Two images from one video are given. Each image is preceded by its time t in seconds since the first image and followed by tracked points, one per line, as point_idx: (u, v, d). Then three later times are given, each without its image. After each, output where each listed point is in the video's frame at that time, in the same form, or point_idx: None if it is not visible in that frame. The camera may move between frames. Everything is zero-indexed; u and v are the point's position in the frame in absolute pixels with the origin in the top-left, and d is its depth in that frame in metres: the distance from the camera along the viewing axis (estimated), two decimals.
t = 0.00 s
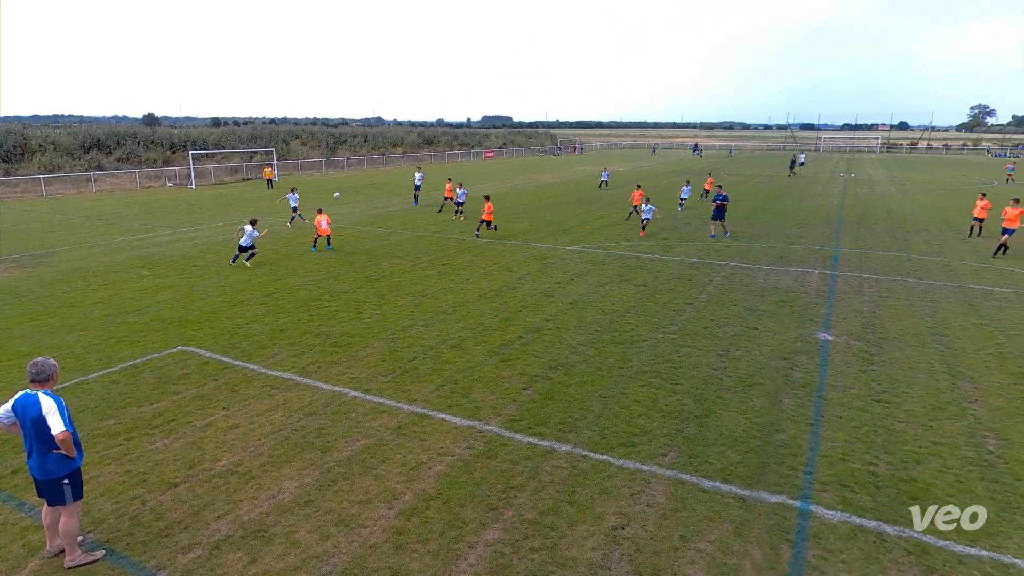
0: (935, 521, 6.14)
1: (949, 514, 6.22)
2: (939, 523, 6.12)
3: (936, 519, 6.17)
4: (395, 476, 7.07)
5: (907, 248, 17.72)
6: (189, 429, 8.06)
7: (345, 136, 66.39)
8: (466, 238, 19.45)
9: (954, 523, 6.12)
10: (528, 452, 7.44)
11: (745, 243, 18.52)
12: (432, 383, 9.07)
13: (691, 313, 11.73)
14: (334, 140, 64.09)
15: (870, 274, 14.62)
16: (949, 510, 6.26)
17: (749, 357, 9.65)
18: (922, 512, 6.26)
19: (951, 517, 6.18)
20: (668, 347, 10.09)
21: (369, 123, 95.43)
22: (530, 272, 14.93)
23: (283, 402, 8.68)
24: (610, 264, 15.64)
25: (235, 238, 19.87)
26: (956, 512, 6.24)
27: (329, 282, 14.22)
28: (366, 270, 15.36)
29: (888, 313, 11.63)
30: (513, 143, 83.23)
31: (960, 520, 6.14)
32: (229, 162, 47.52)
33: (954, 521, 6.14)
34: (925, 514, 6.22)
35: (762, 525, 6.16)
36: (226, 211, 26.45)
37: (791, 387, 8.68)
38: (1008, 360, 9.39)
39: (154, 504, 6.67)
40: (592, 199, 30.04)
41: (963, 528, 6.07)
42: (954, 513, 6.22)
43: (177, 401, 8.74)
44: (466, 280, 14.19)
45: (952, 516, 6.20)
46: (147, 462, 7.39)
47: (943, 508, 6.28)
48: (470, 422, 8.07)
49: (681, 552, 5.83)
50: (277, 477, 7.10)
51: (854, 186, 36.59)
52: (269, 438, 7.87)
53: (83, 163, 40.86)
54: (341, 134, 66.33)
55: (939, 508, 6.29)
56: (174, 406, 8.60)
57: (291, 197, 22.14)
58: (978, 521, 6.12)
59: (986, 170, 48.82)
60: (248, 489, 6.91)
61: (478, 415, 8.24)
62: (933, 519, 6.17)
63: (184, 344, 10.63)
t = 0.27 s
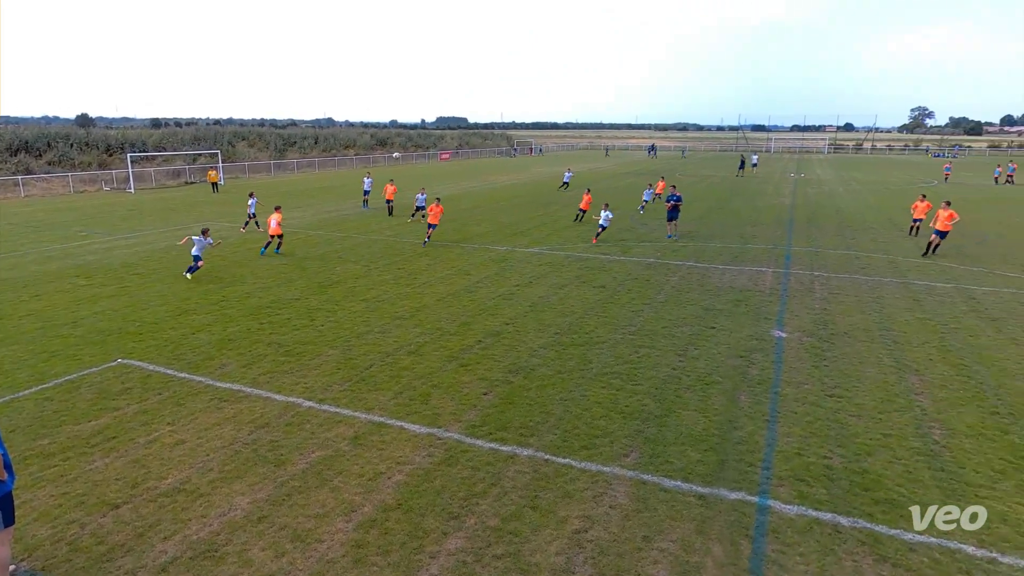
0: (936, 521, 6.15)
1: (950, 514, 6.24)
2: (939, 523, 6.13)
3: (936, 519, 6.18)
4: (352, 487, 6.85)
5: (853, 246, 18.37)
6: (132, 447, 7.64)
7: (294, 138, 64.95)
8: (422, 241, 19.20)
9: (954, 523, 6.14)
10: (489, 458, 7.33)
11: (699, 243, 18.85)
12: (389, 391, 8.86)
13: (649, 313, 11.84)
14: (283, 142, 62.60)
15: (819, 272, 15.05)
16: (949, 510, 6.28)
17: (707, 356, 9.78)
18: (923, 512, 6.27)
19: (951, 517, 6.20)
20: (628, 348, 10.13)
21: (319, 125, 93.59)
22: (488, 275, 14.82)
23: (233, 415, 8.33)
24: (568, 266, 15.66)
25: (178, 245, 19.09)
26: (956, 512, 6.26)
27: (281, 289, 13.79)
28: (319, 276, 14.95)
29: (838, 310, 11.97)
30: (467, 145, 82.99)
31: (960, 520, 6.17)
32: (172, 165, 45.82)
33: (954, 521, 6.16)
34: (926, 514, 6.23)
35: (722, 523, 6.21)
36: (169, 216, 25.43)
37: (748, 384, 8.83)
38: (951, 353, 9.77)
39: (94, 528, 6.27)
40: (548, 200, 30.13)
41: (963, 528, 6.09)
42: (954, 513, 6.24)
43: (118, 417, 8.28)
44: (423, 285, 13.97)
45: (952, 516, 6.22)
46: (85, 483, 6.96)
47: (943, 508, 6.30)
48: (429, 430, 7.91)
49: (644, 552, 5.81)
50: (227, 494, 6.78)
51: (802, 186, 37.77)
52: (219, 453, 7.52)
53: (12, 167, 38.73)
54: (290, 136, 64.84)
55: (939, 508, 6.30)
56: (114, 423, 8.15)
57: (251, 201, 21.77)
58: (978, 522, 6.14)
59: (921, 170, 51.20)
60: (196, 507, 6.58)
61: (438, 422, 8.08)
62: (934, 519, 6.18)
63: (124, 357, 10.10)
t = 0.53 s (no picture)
0: (935, 521, 6.17)
1: (949, 513, 6.26)
2: (939, 523, 6.15)
3: (936, 519, 6.20)
4: (302, 503, 6.57)
5: (797, 245, 18.96)
6: (60, 470, 7.13)
7: (234, 140, 62.94)
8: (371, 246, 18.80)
9: (954, 523, 6.16)
10: (444, 467, 7.16)
11: (650, 244, 19.11)
12: (339, 401, 8.58)
13: (603, 315, 11.88)
14: (222, 145, 60.58)
15: (766, 271, 15.46)
16: (949, 510, 6.30)
17: (660, 356, 9.87)
18: (922, 512, 6.29)
19: (951, 517, 6.22)
20: (582, 351, 10.12)
21: (261, 127, 90.99)
22: (440, 279, 14.61)
23: (172, 432, 7.89)
24: (520, 269, 15.60)
25: (110, 253, 18.12)
26: (956, 512, 6.28)
27: (222, 298, 13.23)
28: (263, 283, 14.43)
29: (785, 307, 12.30)
30: (414, 147, 82.18)
31: (960, 520, 6.18)
32: (101, 169, 43.64)
33: (955, 520, 6.18)
34: (926, 514, 6.25)
35: (679, 522, 6.23)
36: (99, 223, 24.15)
37: (700, 383, 8.93)
38: (892, 347, 10.15)
39: (17, 559, 5.80)
40: (500, 203, 30.05)
41: (963, 527, 6.11)
42: (954, 512, 6.26)
43: (44, 439, 7.73)
44: (372, 291, 13.66)
45: (952, 516, 6.24)
46: (6, 511, 6.44)
47: (943, 508, 6.32)
48: (382, 440, 7.68)
49: (603, 555, 5.77)
50: (167, 515, 6.40)
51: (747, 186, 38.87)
52: (157, 472, 7.10)
53: None
54: (229, 138, 62.79)
55: (939, 508, 6.32)
56: (40, 445, 7.60)
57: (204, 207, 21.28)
58: (978, 521, 6.16)
59: (857, 170, 53.45)
60: (133, 531, 6.17)
61: (391, 431, 7.86)
62: (934, 519, 6.20)
63: (50, 374, 9.46)
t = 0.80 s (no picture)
0: (936, 521, 6.18)
1: (950, 513, 6.27)
2: (940, 523, 6.16)
3: (937, 519, 6.21)
4: (241, 526, 6.19)
5: (739, 245, 19.44)
6: None
7: (160, 144, 60.23)
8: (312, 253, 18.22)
9: (955, 523, 6.17)
10: (392, 481, 6.90)
11: (597, 246, 19.23)
12: (280, 416, 8.18)
13: (551, 319, 11.83)
14: (147, 149, 57.91)
15: (710, 271, 15.76)
16: (949, 510, 6.31)
17: (610, 359, 9.86)
18: (922, 511, 6.30)
19: (951, 517, 6.23)
20: (531, 356, 10.02)
21: (194, 130, 87.42)
22: (384, 286, 14.26)
23: (95, 456, 7.34)
24: (467, 274, 15.40)
25: (24, 265, 16.90)
26: (957, 512, 6.29)
27: (150, 311, 12.50)
28: (195, 295, 13.73)
29: (729, 307, 12.54)
30: (353, 150, 80.70)
31: (960, 520, 6.19)
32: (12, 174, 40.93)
33: (955, 521, 6.19)
34: (926, 514, 6.26)
35: (632, 525, 6.18)
36: (11, 232, 22.54)
37: (650, 385, 8.96)
38: (832, 343, 10.46)
39: None
40: (446, 207, 29.74)
41: (963, 527, 6.12)
42: (954, 513, 6.27)
43: None
44: (313, 300, 13.20)
45: (952, 516, 6.25)
46: None
47: (944, 508, 6.33)
48: (325, 455, 7.36)
49: (557, 563, 5.66)
50: (90, 546, 5.92)
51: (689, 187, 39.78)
52: (78, 500, 6.57)
53: None
54: (155, 142, 60.09)
55: (939, 508, 6.34)
56: None
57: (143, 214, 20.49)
58: (978, 521, 6.17)
59: (792, 171, 55.50)
60: (51, 566, 5.66)
61: (335, 446, 7.54)
62: (934, 519, 6.21)
63: None
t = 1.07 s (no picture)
0: (936, 521, 6.20)
1: (950, 514, 6.28)
2: (939, 524, 6.17)
3: (936, 519, 6.23)
4: (169, 554, 5.78)
5: (681, 246, 19.82)
6: None
7: (73, 147, 56.96)
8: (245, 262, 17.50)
9: (954, 523, 6.19)
10: (333, 498, 6.61)
11: (542, 250, 19.23)
12: (211, 435, 7.74)
13: (496, 325, 11.69)
14: (58, 152, 54.66)
15: (653, 273, 15.97)
16: (949, 510, 6.32)
17: (556, 364, 9.80)
18: (922, 512, 6.31)
19: (951, 517, 6.25)
20: (477, 363, 9.85)
21: (117, 132, 83.30)
22: (322, 295, 13.81)
23: (3, 487, 6.74)
24: (408, 281, 15.09)
25: None
26: (956, 512, 6.30)
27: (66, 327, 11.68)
28: (116, 308, 12.94)
29: (673, 308, 12.71)
30: (286, 153, 78.48)
31: (960, 520, 6.21)
32: None
33: (954, 521, 6.21)
34: (926, 514, 6.28)
35: (582, 531, 6.10)
36: None
37: (596, 389, 8.94)
38: (772, 341, 10.72)
39: None
40: (389, 211, 29.23)
41: (963, 528, 6.13)
42: (954, 513, 6.29)
43: None
44: (245, 311, 12.64)
45: (952, 516, 6.26)
46: None
47: (943, 508, 6.35)
48: (261, 474, 6.99)
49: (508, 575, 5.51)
50: None
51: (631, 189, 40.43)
52: None
53: None
54: (67, 145, 56.75)
55: (939, 508, 6.35)
56: None
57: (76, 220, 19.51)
58: (978, 521, 6.18)
59: (729, 172, 57.22)
60: None
61: (272, 464, 7.17)
62: (934, 519, 6.23)
63: None
